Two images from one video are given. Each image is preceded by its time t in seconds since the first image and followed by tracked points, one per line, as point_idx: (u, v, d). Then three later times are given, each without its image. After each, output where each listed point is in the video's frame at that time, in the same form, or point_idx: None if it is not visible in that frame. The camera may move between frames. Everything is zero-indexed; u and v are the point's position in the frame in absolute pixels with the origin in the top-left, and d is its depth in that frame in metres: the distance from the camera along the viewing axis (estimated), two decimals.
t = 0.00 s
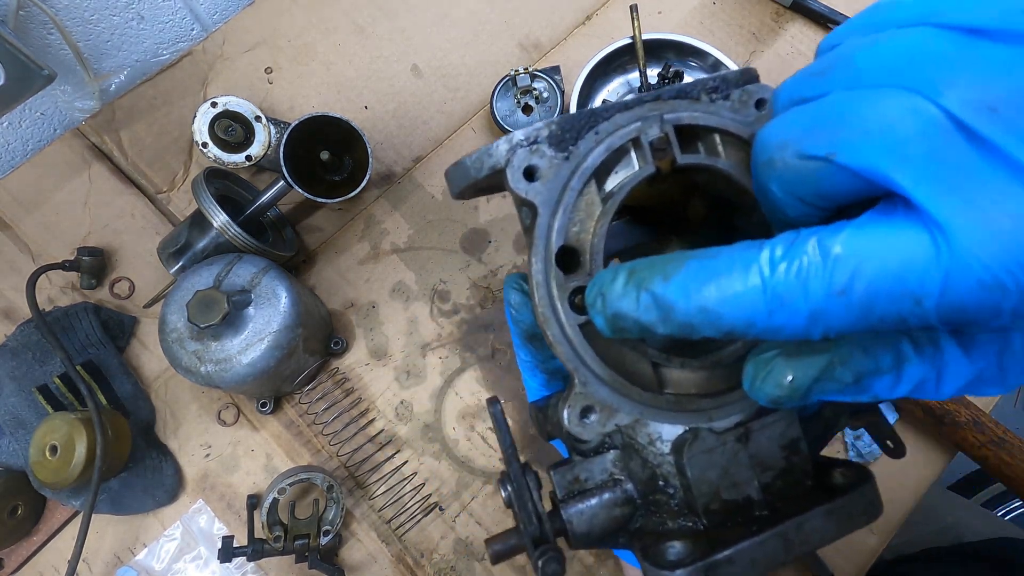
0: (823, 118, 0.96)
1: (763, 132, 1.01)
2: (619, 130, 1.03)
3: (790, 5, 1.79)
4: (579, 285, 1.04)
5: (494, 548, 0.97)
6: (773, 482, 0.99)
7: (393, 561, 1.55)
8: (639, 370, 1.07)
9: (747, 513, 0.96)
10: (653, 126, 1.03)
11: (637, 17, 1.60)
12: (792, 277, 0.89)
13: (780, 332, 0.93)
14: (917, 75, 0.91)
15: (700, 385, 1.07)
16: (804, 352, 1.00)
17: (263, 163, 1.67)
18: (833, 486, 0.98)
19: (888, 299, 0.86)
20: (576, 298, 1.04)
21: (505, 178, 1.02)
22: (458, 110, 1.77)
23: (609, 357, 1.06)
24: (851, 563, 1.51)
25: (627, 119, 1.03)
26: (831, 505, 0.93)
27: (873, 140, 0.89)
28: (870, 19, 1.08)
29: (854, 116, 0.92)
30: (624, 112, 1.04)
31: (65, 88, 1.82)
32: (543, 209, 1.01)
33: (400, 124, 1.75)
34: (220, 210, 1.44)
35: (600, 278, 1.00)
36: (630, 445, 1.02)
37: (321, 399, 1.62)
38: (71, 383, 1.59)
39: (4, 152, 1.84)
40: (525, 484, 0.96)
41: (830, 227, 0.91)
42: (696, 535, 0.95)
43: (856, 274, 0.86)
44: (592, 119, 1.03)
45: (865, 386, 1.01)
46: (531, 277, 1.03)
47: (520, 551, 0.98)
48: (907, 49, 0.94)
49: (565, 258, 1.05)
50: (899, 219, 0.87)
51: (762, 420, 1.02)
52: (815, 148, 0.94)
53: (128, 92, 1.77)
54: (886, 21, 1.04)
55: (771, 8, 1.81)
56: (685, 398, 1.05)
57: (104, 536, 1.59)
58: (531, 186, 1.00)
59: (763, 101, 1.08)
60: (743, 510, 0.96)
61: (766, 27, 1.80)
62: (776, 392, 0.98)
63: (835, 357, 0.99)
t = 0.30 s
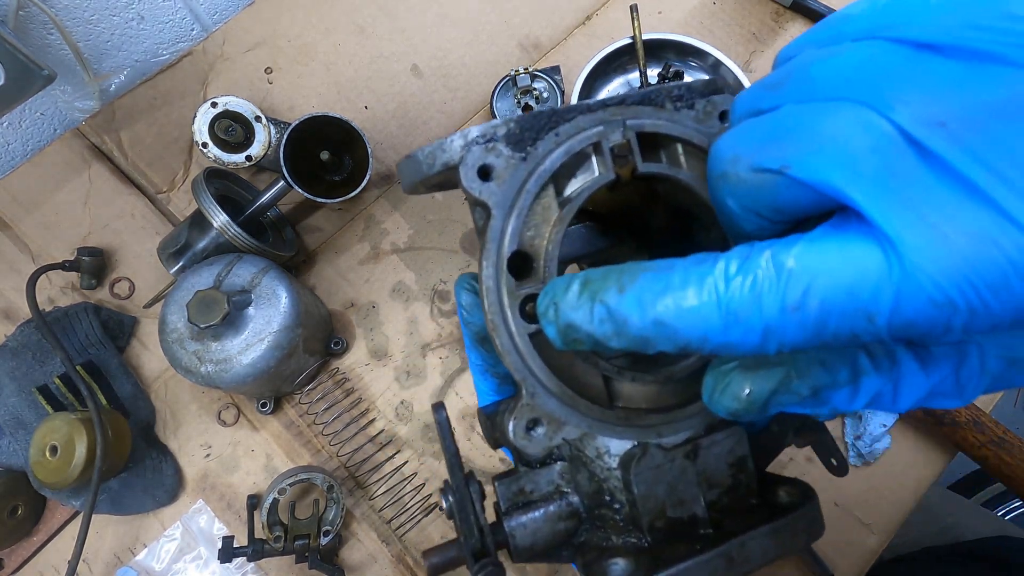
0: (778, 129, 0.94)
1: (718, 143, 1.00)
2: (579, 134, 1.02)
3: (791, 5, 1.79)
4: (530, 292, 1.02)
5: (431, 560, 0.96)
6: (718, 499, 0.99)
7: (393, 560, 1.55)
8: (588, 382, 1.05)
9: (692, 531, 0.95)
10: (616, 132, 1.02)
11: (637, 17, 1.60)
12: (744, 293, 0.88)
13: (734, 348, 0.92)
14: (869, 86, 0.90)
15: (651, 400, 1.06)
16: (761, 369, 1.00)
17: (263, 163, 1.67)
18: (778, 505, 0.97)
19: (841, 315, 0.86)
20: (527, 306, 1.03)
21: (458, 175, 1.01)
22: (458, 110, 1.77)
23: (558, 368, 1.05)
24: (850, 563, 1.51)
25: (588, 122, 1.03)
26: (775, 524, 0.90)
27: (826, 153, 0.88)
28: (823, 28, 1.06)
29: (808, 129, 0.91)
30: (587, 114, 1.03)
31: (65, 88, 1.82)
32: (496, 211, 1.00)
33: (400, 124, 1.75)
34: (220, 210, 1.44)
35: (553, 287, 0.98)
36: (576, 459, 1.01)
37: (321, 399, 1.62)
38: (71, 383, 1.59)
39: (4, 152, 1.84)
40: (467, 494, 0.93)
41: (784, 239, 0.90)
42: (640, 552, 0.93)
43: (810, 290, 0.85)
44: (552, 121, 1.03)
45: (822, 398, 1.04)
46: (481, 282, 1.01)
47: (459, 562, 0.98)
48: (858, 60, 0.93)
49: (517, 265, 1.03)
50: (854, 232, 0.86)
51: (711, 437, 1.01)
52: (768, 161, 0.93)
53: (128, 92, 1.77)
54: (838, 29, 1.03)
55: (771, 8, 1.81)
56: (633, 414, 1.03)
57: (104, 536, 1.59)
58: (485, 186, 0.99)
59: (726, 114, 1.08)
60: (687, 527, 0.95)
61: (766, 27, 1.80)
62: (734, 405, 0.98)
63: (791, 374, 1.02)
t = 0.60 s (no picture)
0: (749, 121, 0.94)
1: (692, 134, 0.99)
2: (559, 123, 1.02)
3: (790, 5, 1.79)
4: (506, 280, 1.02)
5: (407, 550, 0.96)
6: (696, 495, 0.96)
7: (392, 560, 1.55)
8: (563, 369, 1.05)
9: (668, 526, 0.94)
10: (594, 123, 1.02)
11: (637, 17, 1.60)
12: (709, 280, 0.89)
13: (699, 336, 0.93)
14: (840, 81, 0.91)
15: (627, 392, 1.06)
16: (732, 361, 1.00)
17: (263, 163, 1.67)
18: (759, 504, 0.96)
19: (801, 304, 0.86)
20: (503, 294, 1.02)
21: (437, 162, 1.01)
22: (458, 110, 1.77)
23: (533, 357, 1.04)
24: (851, 563, 1.51)
25: (568, 113, 1.03)
26: (753, 522, 0.89)
27: (795, 145, 0.88)
28: (802, 27, 1.07)
29: (779, 121, 0.92)
30: (567, 106, 1.03)
31: (65, 88, 1.82)
32: (474, 197, 1.00)
33: (400, 124, 1.75)
34: (220, 210, 1.44)
35: (526, 275, 0.99)
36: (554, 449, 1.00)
37: (321, 399, 1.62)
38: (70, 383, 1.59)
39: (4, 152, 1.84)
40: (445, 488, 0.91)
41: (750, 229, 0.91)
42: (614, 546, 0.92)
43: (772, 278, 0.86)
44: (533, 110, 1.03)
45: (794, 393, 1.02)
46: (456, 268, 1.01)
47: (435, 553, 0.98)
48: (832, 56, 0.95)
49: (494, 253, 1.03)
50: (818, 222, 0.86)
51: (690, 432, 0.99)
52: (738, 151, 0.93)
53: (128, 92, 1.77)
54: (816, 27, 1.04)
55: (771, 8, 1.81)
56: (610, 405, 1.02)
57: (104, 536, 1.59)
58: (464, 172, 0.99)
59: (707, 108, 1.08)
60: (664, 522, 0.94)
61: (766, 27, 1.80)
62: (705, 397, 0.97)
63: (761, 366, 1.01)
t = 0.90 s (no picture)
0: (737, 127, 0.96)
1: (686, 143, 1.01)
2: (555, 135, 1.03)
3: (790, 5, 1.79)
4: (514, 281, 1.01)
5: (415, 569, 0.93)
6: (700, 486, 0.96)
7: (393, 561, 1.55)
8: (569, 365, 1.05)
9: (676, 518, 0.94)
10: (586, 136, 1.03)
11: (636, 17, 1.61)
12: (704, 272, 0.89)
13: (699, 321, 0.93)
14: (819, 87, 0.92)
15: (629, 386, 1.06)
16: (723, 347, 1.00)
17: (263, 163, 1.67)
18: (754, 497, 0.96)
19: (791, 289, 0.86)
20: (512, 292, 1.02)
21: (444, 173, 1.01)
22: (458, 110, 1.77)
23: (544, 354, 1.04)
24: (851, 563, 1.51)
25: (561, 127, 1.04)
26: (751, 509, 0.89)
27: (780, 146, 0.89)
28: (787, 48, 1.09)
29: (766, 125, 0.93)
30: (559, 120, 1.04)
31: (65, 88, 1.82)
32: (481, 203, 1.00)
33: (400, 124, 1.75)
34: (220, 210, 1.44)
35: (533, 271, 0.98)
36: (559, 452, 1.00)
37: (321, 399, 1.62)
38: (70, 383, 1.59)
39: (4, 152, 1.84)
40: (452, 503, 0.90)
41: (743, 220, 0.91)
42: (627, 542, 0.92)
43: (766, 262, 0.86)
44: (530, 124, 1.03)
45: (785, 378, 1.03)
46: (464, 270, 1.01)
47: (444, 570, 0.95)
48: (814, 66, 0.97)
49: (500, 255, 1.02)
50: (809, 212, 0.86)
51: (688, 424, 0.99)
52: (727, 153, 0.93)
53: (127, 92, 1.77)
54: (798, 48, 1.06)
55: (771, 8, 1.81)
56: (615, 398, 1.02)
57: (104, 536, 1.59)
58: (469, 179, 0.99)
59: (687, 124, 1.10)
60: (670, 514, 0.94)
61: (766, 27, 1.80)
62: (703, 383, 0.96)
63: (750, 353, 1.01)
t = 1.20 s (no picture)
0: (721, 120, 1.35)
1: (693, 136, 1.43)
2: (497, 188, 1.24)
3: (790, 5, 1.79)
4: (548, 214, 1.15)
5: None
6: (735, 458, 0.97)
7: (393, 560, 1.55)
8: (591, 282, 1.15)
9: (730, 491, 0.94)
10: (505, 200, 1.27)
11: (636, 17, 1.62)
12: (695, 177, 1.19)
13: (694, 220, 1.19)
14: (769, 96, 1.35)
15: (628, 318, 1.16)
16: (727, 266, 1.18)
17: (263, 163, 1.67)
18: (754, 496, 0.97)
19: (745, 190, 1.16)
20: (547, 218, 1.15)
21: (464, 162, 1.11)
22: (458, 110, 1.77)
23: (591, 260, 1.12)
24: (850, 563, 1.52)
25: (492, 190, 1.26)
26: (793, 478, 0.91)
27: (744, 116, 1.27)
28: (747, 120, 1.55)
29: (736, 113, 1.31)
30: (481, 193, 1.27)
31: (65, 88, 1.82)
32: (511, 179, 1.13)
33: (400, 124, 1.75)
34: (220, 210, 1.44)
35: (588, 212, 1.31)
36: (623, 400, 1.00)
37: (321, 399, 1.62)
38: (70, 383, 1.59)
39: (4, 152, 1.84)
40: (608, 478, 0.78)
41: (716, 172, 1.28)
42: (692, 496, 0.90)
43: (728, 169, 1.17)
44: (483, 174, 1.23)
45: (777, 293, 1.13)
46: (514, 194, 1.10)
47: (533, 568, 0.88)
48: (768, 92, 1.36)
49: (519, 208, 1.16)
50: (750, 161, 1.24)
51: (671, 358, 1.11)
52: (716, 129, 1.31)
53: (128, 92, 1.77)
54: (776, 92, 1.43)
55: (771, 8, 1.81)
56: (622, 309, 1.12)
57: (104, 536, 1.59)
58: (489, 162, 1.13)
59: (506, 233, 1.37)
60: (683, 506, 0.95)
61: (766, 27, 1.80)
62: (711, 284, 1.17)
63: (749, 262, 1.16)
